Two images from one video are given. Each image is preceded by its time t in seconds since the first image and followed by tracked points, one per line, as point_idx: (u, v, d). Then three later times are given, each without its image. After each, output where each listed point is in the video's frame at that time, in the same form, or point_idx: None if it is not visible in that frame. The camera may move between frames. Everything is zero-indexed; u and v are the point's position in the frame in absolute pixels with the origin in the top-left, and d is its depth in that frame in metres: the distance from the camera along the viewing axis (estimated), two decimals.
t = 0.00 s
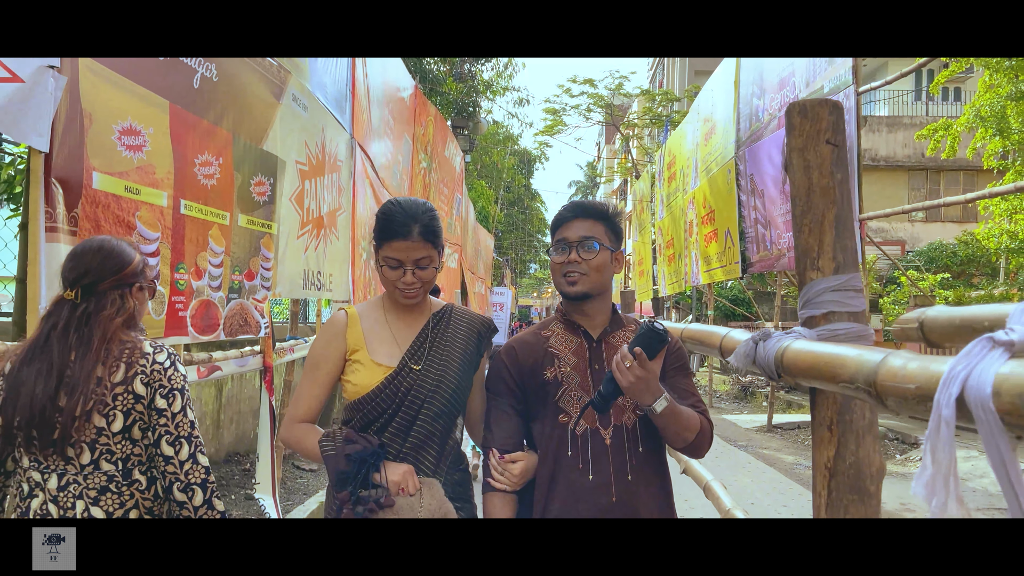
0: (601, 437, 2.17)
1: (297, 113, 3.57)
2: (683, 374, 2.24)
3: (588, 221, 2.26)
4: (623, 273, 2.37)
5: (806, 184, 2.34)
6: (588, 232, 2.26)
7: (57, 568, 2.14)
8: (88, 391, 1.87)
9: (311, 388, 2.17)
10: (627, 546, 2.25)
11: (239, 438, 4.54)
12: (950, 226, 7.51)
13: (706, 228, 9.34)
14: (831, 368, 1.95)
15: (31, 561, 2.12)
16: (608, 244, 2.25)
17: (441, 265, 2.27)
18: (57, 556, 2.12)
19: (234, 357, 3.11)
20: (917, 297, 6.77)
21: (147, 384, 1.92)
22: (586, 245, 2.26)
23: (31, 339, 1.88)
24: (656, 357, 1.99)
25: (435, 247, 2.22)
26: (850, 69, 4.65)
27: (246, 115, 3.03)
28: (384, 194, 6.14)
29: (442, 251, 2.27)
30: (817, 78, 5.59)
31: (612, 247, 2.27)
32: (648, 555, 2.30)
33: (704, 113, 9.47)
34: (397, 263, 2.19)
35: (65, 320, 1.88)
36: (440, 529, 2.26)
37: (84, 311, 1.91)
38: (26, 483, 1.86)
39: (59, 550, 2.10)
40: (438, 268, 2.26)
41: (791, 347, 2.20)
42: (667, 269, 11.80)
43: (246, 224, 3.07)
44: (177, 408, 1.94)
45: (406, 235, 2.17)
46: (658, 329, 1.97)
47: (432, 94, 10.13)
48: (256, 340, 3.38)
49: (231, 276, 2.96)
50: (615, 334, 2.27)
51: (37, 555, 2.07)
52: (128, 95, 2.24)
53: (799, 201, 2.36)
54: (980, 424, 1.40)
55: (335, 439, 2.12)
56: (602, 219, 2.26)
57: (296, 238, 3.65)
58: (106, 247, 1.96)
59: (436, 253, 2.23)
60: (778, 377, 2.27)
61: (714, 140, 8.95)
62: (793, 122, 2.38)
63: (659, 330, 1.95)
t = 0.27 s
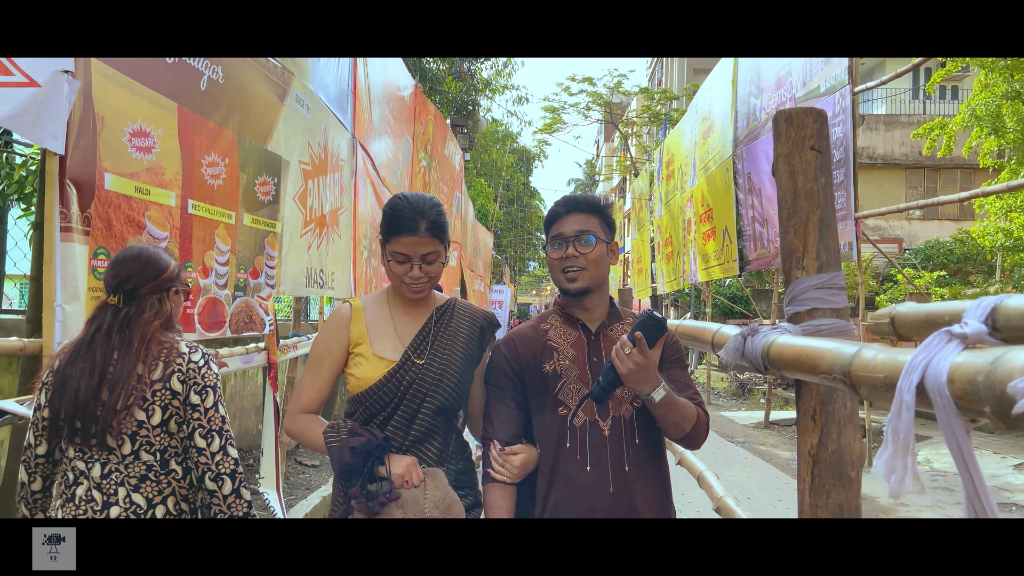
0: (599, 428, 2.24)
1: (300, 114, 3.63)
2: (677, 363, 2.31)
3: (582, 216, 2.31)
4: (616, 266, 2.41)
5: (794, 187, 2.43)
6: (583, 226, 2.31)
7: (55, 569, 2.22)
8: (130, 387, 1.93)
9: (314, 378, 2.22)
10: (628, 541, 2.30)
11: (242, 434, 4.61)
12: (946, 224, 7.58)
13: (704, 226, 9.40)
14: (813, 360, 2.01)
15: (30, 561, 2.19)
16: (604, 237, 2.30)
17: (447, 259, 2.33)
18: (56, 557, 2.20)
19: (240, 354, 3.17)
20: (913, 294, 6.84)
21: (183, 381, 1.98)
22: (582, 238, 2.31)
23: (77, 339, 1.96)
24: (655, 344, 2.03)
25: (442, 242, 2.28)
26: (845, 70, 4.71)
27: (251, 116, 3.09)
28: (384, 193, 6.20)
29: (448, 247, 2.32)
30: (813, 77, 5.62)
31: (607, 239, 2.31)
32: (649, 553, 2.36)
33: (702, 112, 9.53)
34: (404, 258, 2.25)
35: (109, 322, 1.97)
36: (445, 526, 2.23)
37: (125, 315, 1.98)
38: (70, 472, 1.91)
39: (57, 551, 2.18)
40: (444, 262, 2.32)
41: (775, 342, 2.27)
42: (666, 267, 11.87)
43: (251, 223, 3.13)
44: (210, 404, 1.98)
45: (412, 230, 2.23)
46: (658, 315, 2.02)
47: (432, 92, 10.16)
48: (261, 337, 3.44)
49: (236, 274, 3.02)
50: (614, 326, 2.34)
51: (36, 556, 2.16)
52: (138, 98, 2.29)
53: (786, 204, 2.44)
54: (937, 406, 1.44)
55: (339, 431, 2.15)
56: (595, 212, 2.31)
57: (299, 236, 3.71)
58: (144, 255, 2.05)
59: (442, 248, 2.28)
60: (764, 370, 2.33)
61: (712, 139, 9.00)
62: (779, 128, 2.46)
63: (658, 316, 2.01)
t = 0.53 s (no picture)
0: (595, 417, 2.27)
1: (303, 116, 3.69)
2: (674, 358, 2.36)
3: (582, 211, 2.35)
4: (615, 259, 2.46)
5: (781, 192, 2.55)
6: (583, 221, 2.35)
7: (55, 569, 2.27)
8: (169, 382, 2.01)
9: (319, 372, 2.26)
10: (623, 539, 2.32)
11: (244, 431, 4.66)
12: (942, 222, 7.64)
13: (702, 225, 9.47)
14: (796, 355, 2.13)
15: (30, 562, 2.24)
16: (603, 231, 2.35)
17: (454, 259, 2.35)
18: (57, 556, 2.26)
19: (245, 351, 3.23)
20: (908, 291, 6.90)
21: (219, 378, 2.06)
22: (582, 233, 2.35)
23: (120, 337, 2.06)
24: (660, 348, 2.10)
25: (449, 244, 2.31)
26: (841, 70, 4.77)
27: (256, 118, 3.14)
28: (385, 193, 6.26)
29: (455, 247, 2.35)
30: (809, 77, 5.67)
31: (606, 233, 2.35)
32: (645, 553, 2.36)
33: (700, 112, 9.59)
34: (412, 259, 2.27)
35: (151, 322, 2.07)
36: (445, 525, 2.27)
37: (166, 316, 2.08)
38: (114, 460, 2.00)
39: (59, 550, 2.26)
40: (451, 264, 2.35)
41: (763, 337, 2.39)
42: (664, 265, 11.93)
43: (256, 223, 3.19)
44: (243, 399, 2.06)
45: (421, 231, 2.26)
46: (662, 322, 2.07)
47: (431, 91, 10.21)
48: (265, 335, 3.49)
49: (242, 273, 3.07)
50: (612, 320, 2.39)
51: (37, 556, 2.23)
52: (147, 100, 2.34)
53: (775, 209, 2.56)
54: (903, 392, 1.54)
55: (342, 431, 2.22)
56: (593, 207, 2.34)
57: (302, 236, 3.77)
58: (182, 259, 2.15)
59: (449, 249, 2.31)
60: (751, 364, 2.45)
61: (710, 138, 9.06)
62: (768, 135, 2.58)
63: (661, 325, 2.06)
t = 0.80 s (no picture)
0: (593, 416, 2.30)
1: (306, 117, 3.73)
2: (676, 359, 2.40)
3: (582, 211, 2.40)
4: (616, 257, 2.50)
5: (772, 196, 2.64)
6: (583, 221, 2.39)
7: (55, 569, 2.24)
8: (199, 375, 2.18)
9: (326, 374, 2.30)
10: (622, 540, 2.34)
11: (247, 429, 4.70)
12: (939, 220, 7.69)
13: (700, 223, 9.52)
14: (785, 351, 2.26)
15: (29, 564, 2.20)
16: (603, 230, 2.39)
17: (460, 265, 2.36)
18: (58, 557, 2.24)
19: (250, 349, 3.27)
20: (905, 289, 6.95)
21: (245, 372, 2.22)
22: (583, 233, 2.39)
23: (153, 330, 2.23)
24: (661, 360, 2.14)
25: (456, 250, 2.31)
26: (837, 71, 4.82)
27: (260, 119, 3.19)
28: (386, 192, 6.31)
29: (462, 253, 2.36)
30: (807, 78, 5.70)
31: (606, 233, 2.40)
32: (647, 553, 2.38)
33: (698, 111, 9.64)
34: (419, 264, 2.29)
35: (181, 319, 2.23)
36: (446, 526, 2.29)
37: (195, 313, 2.24)
38: (146, 448, 2.18)
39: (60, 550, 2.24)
40: (457, 270, 2.36)
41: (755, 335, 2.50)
42: (662, 263, 11.98)
43: (260, 223, 3.24)
44: (266, 390, 2.23)
45: (428, 236, 2.27)
46: (664, 338, 2.12)
47: (430, 90, 10.25)
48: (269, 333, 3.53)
49: (246, 272, 3.11)
50: (612, 319, 2.42)
51: (36, 555, 2.20)
52: (153, 103, 2.39)
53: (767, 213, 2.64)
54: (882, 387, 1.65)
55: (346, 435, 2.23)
56: (593, 207, 2.39)
57: (305, 236, 3.81)
58: (209, 258, 2.30)
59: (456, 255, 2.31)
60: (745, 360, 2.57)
61: (708, 137, 9.11)
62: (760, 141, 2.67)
63: (663, 338, 2.11)
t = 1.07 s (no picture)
0: (598, 420, 2.37)
1: (309, 117, 3.79)
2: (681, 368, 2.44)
3: (580, 214, 2.44)
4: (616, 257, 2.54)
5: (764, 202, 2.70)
6: (583, 224, 2.43)
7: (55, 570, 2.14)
8: (229, 365, 2.31)
9: (335, 378, 2.29)
10: (621, 539, 2.40)
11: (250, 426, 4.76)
12: (936, 219, 7.75)
13: (699, 222, 9.57)
14: (774, 347, 2.35)
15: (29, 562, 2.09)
16: (602, 232, 2.43)
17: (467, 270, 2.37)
18: (57, 556, 2.12)
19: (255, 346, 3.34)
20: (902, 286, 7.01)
21: (272, 362, 2.36)
22: (582, 236, 2.43)
23: (184, 323, 2.37)
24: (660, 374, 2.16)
25: (464, 256, 2.33)
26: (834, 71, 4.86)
27: (264, 121, 3.24)
28: (386, 191, 6.36)
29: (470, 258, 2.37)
30: (805, 77, 5.74)
31: (606, 235, 2.44)
32: (643, 553, 2.43)
33: (697, 109, 9.69)
34: (427, 269, 2.30)
35: (213, 311, 2.39)
36: (450, 528, 2.33)
37: (226, 307, 2.41)
38: (180, 434, 2.29)
39: (58, 551, 2.11)
40: (465, 275, 2.37)
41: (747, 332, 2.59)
42: (661, 261, 12.04)
43: (265, 222, 3.30)
44: (293, 379, 2.37)
45: (437, 241, 2.28)
46: (667, 350, 2.11)
47: (430, 89, 10.28)
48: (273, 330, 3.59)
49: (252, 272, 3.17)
50: (617, 321, 2.47)
51: (36, 556, 2.07)
52: (163, 107, 2.45)
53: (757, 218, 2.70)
54: (860, 379, 1.80)
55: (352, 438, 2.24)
56: (592, 209, 2.43)
57: (308, 235, 3.87)
58: (238, 255, 2.46)
59: (464, 259, 2.33)
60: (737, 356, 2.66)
61: (707, 135, 9.16)
62: (752, 148, 2.74)
63: (667, 351, 2.11)
